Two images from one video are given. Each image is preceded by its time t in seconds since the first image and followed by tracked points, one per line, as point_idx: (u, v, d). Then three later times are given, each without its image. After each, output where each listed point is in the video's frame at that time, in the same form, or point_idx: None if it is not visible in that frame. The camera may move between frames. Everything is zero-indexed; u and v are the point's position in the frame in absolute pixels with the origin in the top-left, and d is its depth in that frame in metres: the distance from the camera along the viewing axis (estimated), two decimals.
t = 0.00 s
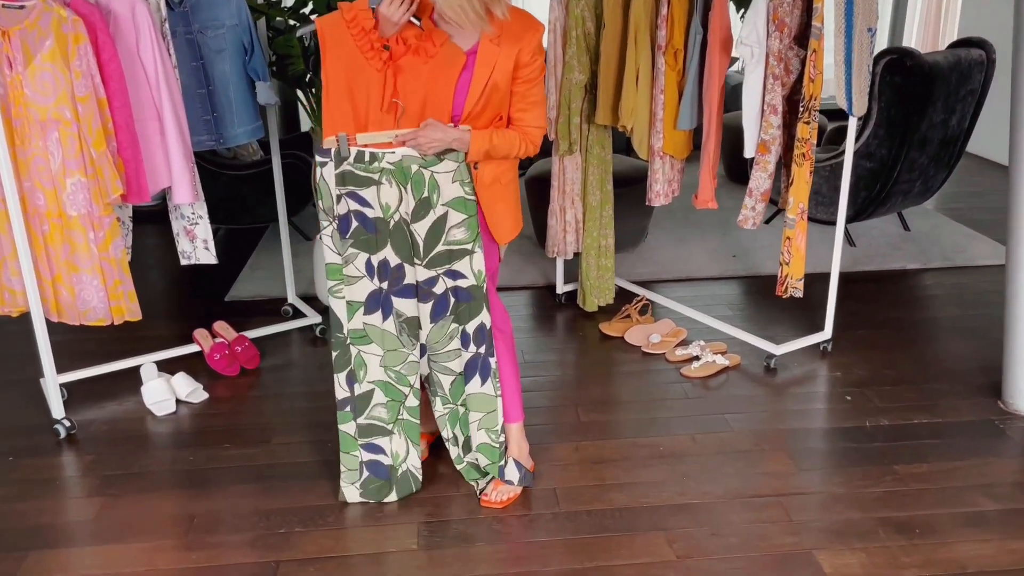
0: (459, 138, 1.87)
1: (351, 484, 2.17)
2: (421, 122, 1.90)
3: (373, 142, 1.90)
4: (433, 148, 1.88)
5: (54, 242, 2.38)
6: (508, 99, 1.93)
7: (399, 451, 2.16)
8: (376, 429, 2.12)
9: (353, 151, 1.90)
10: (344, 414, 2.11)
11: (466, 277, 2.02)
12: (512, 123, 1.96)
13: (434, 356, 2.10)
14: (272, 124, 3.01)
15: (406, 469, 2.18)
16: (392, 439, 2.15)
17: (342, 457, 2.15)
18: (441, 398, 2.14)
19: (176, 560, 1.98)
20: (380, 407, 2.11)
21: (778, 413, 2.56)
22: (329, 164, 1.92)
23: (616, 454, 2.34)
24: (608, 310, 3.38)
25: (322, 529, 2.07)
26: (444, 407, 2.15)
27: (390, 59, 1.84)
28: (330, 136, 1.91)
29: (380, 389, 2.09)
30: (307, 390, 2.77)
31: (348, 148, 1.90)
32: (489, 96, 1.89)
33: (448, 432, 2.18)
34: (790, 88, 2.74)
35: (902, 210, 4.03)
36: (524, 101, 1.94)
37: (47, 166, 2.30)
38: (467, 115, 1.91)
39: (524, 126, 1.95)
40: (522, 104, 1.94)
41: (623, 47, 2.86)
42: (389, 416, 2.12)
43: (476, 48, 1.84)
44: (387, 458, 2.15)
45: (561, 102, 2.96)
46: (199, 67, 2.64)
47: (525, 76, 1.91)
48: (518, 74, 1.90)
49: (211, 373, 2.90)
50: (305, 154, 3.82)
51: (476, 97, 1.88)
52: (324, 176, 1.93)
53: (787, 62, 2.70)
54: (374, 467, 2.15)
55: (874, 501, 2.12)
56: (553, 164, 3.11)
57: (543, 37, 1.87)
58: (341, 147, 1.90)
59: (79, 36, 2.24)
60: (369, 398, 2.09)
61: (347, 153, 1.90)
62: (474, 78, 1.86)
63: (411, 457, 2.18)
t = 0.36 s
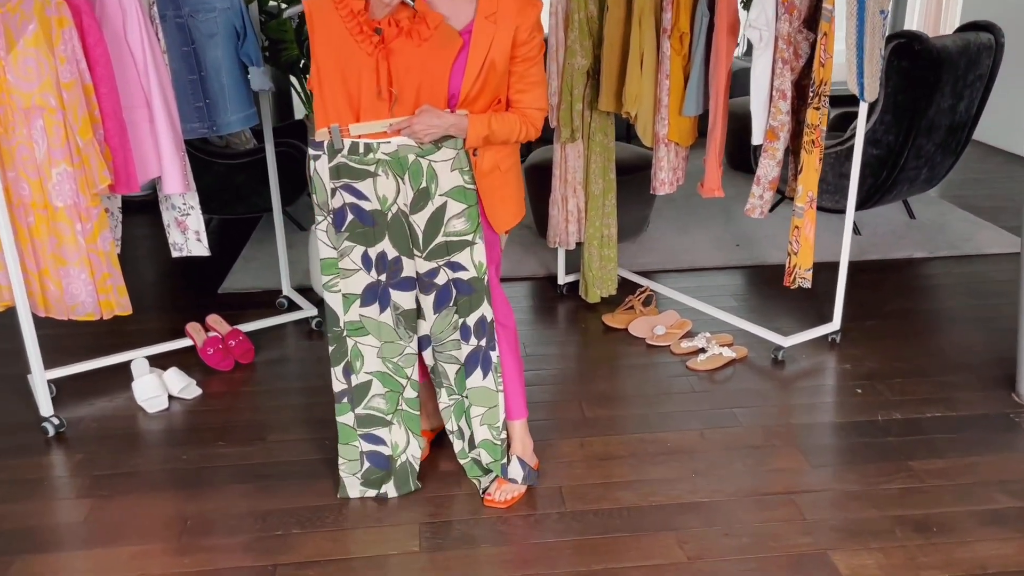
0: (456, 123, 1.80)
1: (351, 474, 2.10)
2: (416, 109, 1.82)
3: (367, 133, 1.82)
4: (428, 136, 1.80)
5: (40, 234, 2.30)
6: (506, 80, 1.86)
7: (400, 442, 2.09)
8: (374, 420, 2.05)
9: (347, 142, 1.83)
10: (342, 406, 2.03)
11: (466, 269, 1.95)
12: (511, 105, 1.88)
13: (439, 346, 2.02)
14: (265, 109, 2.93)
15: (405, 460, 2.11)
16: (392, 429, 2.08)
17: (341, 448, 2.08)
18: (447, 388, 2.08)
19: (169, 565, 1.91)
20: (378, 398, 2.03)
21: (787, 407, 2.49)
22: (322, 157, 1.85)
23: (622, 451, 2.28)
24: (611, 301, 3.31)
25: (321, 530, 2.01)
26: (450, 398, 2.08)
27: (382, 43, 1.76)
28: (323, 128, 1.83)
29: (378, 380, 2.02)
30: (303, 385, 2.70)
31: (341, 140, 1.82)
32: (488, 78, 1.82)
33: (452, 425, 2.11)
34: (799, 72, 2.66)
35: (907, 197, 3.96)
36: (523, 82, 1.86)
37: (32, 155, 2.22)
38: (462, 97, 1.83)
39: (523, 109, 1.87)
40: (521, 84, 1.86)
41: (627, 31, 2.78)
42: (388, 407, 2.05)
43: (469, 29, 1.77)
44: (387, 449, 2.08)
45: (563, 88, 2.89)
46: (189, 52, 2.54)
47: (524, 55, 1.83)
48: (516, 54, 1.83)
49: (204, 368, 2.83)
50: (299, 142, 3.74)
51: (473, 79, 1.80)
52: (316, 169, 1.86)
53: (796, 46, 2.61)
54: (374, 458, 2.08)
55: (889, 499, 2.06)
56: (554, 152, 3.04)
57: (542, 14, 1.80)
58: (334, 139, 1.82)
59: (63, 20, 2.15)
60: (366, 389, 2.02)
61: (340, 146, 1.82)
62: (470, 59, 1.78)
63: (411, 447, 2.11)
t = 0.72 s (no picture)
0: (453, 107, 1.71)
1: (353, 471, 2.04)
2: (411, 92, 1.73)
3: (361, 119, 1.73)
4: (425, 121, 1.70)
5: (23, 226, 2.18)
6: (507, 60, 1.78)
7: (402, 438, 2.02)
8: (374, 419, 1.98)
9: (338, 129, 1.74)
10: (341, 407, 1.97)
11: (465, 262, 1.86)
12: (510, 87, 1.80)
13: (436, 345, 1.94)
14: (257, 95, 2.83)
15: (407, 455, 2.04)
16: (394, 426, 2.01)
17: (343, 446, 2.01)
18: (445, 389, 1.99)
19: (160, 573, 1.83)
20: (378, 397, 1.96)
21: (799, 403, 2.42)
22: (313, 144, 1.76)
23: (630, 451, 2.20)
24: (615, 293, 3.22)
25: (318, 535, 1.93)
26: (448, 399, 2.00)
27: (376, 17, 1.67)
28: (313, 113, 1.74)
29: (378, 378, 1.95)
30: (299, 382, 2.61)
31: (332, 126, 1.73)
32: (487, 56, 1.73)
33: (452, 426, 2.04)
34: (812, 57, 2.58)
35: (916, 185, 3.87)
36: (524, 62, 1.78)
37: (14, 144, 2.11)
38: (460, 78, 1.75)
39: (523, 90, 1.79)
40: (521, 64, 1.78)
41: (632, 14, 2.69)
42: (389, 405, 1.98)
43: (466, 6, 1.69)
44: (389, 445, 2.02)
45: (566, 74, 2.80)
46: (178, 36, 2.44)
47: (525, 33, 1.75)
48: (517, 33, 1.75)
49: (196, 364, 2.74)
50: (294, 131, 3.64)
51: (472, 59, 1.72)
52: (307, 157, 1.77)
53: (809, 30, 2.53)
54: (377, 455, 2.01)
55: (909, 501, 1.98)
56: (557, 140, 2.95)
57: None
58: (324, 125, 1.73)
59: (45, 2, 2.05)
60: (366, 389, 1.95)
61: (331, 132, 1.73)
62: (469, 38, 1.70)
63: (413, 443, 2.04)
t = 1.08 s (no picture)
0: (451, 91, 1.63)
1: (342, 473, 1.96)
2: (407, 74, 1.65)
3: (353, 100, 1.66)
4: (421, 103, 1.63)
5: (4, 214, 2.08)
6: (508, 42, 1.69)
7: (390, 442, 1.94)
8: (360, 420, 1.90)
9: (330, 110, 1.66)
10: (327, 404, 1.89)
11: (462, 253, 1.78)
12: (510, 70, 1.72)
13: (428, 340, 1.87)
14: (250, 78, 2.75)
15: (395, 459, 1.96)
16: (381, 429, 1.93)
17: (330, 447, 1.94)
18: (438, 386, 1.92)
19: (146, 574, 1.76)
20: (364, 397, 1.88)
21: (808, 397, 2.35)
22: (303, 126, 1.68)
23: (634, 447, 2.12)
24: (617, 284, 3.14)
25: (311, 535, 1.86)
26: (442, 396, 1.93)
27: None
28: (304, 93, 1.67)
29: (364, 377, 1.87)
30: (292, 375, 2.54)
31: (323, 108, 1.66)
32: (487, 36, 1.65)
33: (446, 424, 1.96)
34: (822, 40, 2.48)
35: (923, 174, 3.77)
36: (526, 44, 1.70)
37: None
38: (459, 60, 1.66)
39: (523, 74, 1.71)
40: (523, 46, 1.70)
41: None
42: (376, 407, 1.90)
43: None
44: (376, 447, 1.94)
45: (568, 58, 2.72)
46: (165, 17, 2.34)
47: (528, 14, 1.66)
48: (518, 14, 1.66)
49: (186, 356, 2.66)
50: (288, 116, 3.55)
51: (472, 40, 1.63)
52: (296, 140, 1.70)
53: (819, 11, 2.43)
54: (365, 458, 1.94)
55: (923, 499, 1.91)
56: (559, 126, 2.87)
57: None
58: (316, 107, 1.66)
59: None
60: (353, 387, 1.87)
61: (323, 113, 1.66)
62: (469, 18, 1.61)
63: (401, 446, 1.96)
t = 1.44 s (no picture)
0: (450, 69, 1.56)
1: (333, 468, 1.89)
2: (403, 52, 1.58)
3: (346, 80, 1.58)
4: (419, 83, 1.56)
5: None
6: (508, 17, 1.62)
7: (388, 438, 1.87)
8: (356, 413, 1.83)
9: (321, 91, 1.58)
10: (323, 397, 1.82)
11: (460, 240, 1.70)
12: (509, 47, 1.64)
13: (427, 330, 1.79)
14: (241, 60, 2.66)
15: (392, 455, 1.89)
16: (379, 422, 1.85)
17: (323, 439, 1.87)
18: (437, 377, 1.85)
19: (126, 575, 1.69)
20: (363, 388, 1.81)
21: (816, 394, 2.27)
22: (293, 108, 1.61)
23: (635, 444, 2.05)
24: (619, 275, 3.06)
25: (298, 535, 1.78)
26: (440, 388, 1.86)
27: None
28: (294, 73, 1.59)
29: (362, 368, 1.79)
30: (284, 367, 2.46)
31: (315, 88, 1.58)
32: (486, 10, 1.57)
33: (444, 417, 1.89)
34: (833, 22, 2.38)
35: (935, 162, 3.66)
36: (526, 19, 1.62)
37: None
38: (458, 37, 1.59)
39: (524, 51, 1.63)
40: (524, 22, 1.61)
41: None
42: (373, 399, 1.82)
43: None
44: (373, 443, 1.86)
45: (569, 41, 2.64)
46: None
47: None
48: None
49: (176, 347, 2.59)
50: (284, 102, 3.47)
51: (471, 15, 1.56)
52: (287, 122, 1.62)
53: None
54: (360, 453, 1.86)
55: (937, 501, 1.84)
56: (560, 112, 2.79)
57: None
58: (307, 87, 1.58)
59: None
60: (349, 378, 1.80)
61: (314, 95, 1.58)
62: None
63: (399, 442, 1.89)
